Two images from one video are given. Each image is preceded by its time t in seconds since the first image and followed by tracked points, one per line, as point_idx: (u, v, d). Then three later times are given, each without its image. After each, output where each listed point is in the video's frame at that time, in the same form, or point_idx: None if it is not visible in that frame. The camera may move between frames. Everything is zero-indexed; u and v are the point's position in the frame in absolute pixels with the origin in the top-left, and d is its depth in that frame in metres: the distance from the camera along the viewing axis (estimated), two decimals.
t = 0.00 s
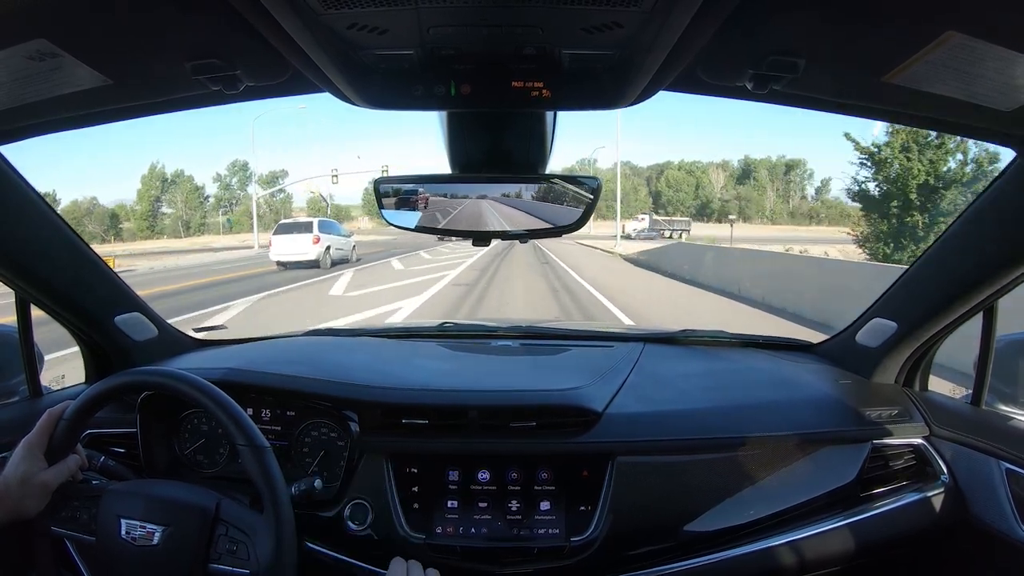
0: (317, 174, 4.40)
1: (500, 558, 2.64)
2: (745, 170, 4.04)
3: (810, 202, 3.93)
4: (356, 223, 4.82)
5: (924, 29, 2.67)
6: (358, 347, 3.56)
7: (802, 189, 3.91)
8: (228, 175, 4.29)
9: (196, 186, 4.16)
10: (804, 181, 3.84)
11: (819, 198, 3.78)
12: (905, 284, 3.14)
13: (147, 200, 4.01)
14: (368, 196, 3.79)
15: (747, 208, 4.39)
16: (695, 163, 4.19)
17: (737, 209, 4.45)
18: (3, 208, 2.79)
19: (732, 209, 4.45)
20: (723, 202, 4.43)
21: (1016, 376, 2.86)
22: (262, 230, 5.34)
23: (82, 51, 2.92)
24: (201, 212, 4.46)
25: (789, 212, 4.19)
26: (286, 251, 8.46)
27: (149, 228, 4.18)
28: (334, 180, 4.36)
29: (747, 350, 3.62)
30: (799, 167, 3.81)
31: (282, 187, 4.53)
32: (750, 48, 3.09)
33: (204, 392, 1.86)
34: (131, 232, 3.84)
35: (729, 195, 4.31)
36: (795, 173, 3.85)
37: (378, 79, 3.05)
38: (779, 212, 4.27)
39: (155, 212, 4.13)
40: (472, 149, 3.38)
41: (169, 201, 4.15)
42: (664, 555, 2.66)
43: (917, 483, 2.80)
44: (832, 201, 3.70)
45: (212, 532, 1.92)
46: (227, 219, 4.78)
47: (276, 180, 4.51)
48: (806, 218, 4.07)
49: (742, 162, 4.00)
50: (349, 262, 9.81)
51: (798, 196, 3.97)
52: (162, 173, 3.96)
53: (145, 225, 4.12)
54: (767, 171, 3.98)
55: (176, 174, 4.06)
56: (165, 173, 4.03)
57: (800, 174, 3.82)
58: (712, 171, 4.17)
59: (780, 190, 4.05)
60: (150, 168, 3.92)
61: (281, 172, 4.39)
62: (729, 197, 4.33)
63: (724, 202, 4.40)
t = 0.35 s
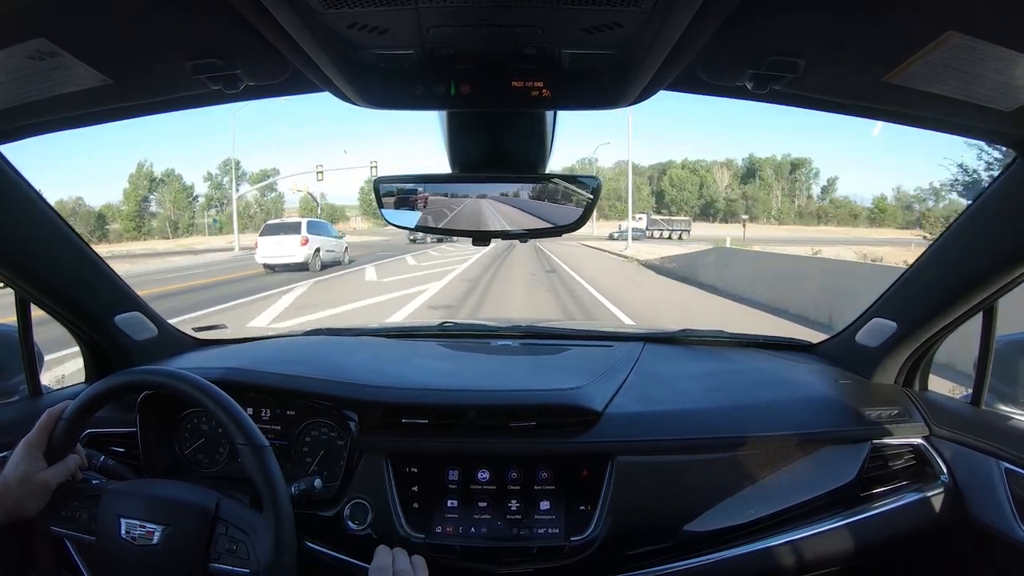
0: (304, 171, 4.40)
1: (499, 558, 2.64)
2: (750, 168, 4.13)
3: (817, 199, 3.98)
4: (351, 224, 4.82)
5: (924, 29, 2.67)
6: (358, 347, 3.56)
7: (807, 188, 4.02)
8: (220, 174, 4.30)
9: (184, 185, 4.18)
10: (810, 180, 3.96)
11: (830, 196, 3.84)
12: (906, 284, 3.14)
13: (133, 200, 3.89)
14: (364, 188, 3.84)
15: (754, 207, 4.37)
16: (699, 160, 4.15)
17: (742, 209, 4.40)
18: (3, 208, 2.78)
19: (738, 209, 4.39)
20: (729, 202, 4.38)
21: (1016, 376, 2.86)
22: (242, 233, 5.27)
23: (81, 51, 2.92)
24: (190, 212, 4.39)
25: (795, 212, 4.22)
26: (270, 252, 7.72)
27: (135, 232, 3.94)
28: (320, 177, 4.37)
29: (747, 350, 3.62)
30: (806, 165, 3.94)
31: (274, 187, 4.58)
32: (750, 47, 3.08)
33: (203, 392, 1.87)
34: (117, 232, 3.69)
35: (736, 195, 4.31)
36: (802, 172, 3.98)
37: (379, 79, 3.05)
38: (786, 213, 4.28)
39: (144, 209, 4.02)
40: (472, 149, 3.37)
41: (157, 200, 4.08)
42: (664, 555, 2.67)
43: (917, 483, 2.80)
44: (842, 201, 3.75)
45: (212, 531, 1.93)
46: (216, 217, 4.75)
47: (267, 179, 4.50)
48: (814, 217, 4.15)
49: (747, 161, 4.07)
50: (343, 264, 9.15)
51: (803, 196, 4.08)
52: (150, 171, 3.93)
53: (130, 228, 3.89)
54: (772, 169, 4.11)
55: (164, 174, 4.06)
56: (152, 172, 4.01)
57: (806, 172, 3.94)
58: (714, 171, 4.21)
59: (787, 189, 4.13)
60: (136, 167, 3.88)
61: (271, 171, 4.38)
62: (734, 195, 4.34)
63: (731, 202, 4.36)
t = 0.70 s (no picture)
0: (288, 168, 4.39)
1: (499, 558, 2.64)
2: (754, 167, 4.23)
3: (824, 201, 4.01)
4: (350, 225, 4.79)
5: (924, 28, 2.67)
6: (358, 347, 3.56)
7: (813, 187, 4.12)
8: (212, 172, 4.25)
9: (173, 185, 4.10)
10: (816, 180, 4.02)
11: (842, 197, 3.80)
12: (906, 284, 3.14)
13: (120, 200, 3.72)
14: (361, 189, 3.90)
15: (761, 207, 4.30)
16: (704, 159, 4.19)
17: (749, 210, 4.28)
18: (3, 207, 2.78)
19: (744, 211, 4.29)
20: (733, 203, 4.29)
21: (1016, 376, 2.85)
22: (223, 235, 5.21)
23: (81, 50, 2.91)
24: (178, 212, 4.33)
25: (803, 212, 4.21)
26: (253, 254, 7.58)
27: (123, 235, 3.68)
28: (303, 173, 4.37)
29: (747, 350, 3.62)
30: (811, 164, 4.07)
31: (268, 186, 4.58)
32: (750, 47, 3.08)
33: (204, 392, 1.87)
34: (106, 235, 3.45)
35: (742, 195, 4.26)
36: (805, 172, 4.12)
37: (379, 79, 3.05)
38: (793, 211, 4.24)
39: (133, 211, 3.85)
40: (471, 150, 3.38)
41: (146, 199, 3.99)
42: (665, 554, 2.67)
43: (917, 483, 2.80)
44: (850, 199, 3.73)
45: (212, 531, 1.93)
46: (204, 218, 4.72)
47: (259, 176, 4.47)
48: (822, 218, 4.07)
49: (752, 160, 4.15)
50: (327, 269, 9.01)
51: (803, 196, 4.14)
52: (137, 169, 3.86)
53: (120, 231, 3.64)
54: (779, 168, 4.22)
55: (153, 174, 4.02)
56: (139, 172, 3.95)
57: (811, 171, 4.03)
58: (718, 170, 4.25)
59: (792, 189, 4.19)
60: (124, 165, 3.80)
61: (262, 168, 4.33)
62: (740, 196, 4.29)
63: (736, 203, 4.28)
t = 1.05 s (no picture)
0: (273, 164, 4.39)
1: (500, 560, 2.63)
2: (760, 167, 4.04)
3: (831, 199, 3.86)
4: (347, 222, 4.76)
5: (924, 29, 2.67)
6: (358, 349, 3.56)
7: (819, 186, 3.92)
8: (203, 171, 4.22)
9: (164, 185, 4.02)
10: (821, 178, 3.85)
11: (849, 196, 3.70)
12: (906, 285, 3.14)
13: (107, 199, 3.56)
14: (358, 184, 3.96)
15: (766, 208, 4.16)
16: (707, 158, 4.14)
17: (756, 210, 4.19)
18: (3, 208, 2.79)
19: (751, 210, 4.21)
20: (740, 202, 4.22)
21: (1016, 377, 2.85)
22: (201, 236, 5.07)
23: (81, 52, 2.92)
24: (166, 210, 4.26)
25: (812, 211, 4.04)
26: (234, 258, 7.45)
27: (111, 235, 3.56)
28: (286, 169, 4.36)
29: (747, 351, 3.62)
30: (817, 163, 3.87)
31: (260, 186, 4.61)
32: (750, 48, 3.09)
33: (203, 393, 1.86)
34: (92, 235, 3.37)
35: (746, 194, 4.17)
36: (810, 171, 3.92)
37: (379, 81, 3.05)
38: (801, 211, 4.06)
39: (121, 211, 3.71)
40: (470, 151, 3.38)
41: (134, 197, 3.86)
42: (665, 556, 2.66)
43: (917, 484, 2.80)
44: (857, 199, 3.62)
45: (212, 533, 1.92)
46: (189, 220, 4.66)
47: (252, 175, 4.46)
48: (830, 218, 3.94)
49: (756, 158, 4.00)
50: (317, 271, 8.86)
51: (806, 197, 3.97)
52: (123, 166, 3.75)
53: (106, 231, 3.51)
54: (783, 168, 3.97)
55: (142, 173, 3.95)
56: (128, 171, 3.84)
57: (818, 170, 3.85)
58: (723, 168, 4.16)
59: (799, 189, 3.97)
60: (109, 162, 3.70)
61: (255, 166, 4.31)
62: (746, 195, 4.18)
63: (739, 201, 4.21)
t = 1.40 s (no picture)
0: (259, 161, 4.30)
1: (500, 560, 2.63)
2: (763, 166, 3.98)
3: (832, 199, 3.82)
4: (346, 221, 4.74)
5: (924, 30, 2.67)
6: (358, 349, 3.56)
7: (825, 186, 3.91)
8: (196, 171, 4.11)
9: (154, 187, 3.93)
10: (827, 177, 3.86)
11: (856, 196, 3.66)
12: (906, 285, 3.14)
13: (94, 197, 3.39)
14: (353, 185, 4.05)
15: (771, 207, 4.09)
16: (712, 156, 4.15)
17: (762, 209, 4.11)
18: (3, 208, 2.79)
19: (756, 209, 4.16)
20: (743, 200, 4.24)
21: (1016, 378, 2.85)
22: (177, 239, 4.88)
23: (82, 52, 2.92)
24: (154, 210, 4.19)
25: (818, 211, 3.93)
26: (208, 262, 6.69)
27: (97, 235, 3.39)
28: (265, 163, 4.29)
29: (747, 352, 3.61)
30: (821, 163, 3.94)
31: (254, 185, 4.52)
32: (750, 49, 3.09)
33: (203, 393, 1.86)
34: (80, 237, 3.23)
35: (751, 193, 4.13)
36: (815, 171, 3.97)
37: (379, 81, 3.05)
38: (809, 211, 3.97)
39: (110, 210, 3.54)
40: (470, 151, 3.38)
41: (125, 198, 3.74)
42: (665, 556, 2.66)
43: (917, 484, 2.80)
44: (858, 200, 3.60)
45: (212, 533, 1.93)
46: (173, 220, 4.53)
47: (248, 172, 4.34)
48: (837, 219, 3.86)
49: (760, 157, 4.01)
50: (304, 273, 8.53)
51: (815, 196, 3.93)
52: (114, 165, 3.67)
53: (93, 230, 3.36)
54: (789, 166, 3.95)
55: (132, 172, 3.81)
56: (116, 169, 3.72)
57: (823, 169, 3.90)
58: (727, 167, 4.14)
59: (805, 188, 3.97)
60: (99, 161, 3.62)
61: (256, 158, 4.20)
62: (752, 193, 4.11)
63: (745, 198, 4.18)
